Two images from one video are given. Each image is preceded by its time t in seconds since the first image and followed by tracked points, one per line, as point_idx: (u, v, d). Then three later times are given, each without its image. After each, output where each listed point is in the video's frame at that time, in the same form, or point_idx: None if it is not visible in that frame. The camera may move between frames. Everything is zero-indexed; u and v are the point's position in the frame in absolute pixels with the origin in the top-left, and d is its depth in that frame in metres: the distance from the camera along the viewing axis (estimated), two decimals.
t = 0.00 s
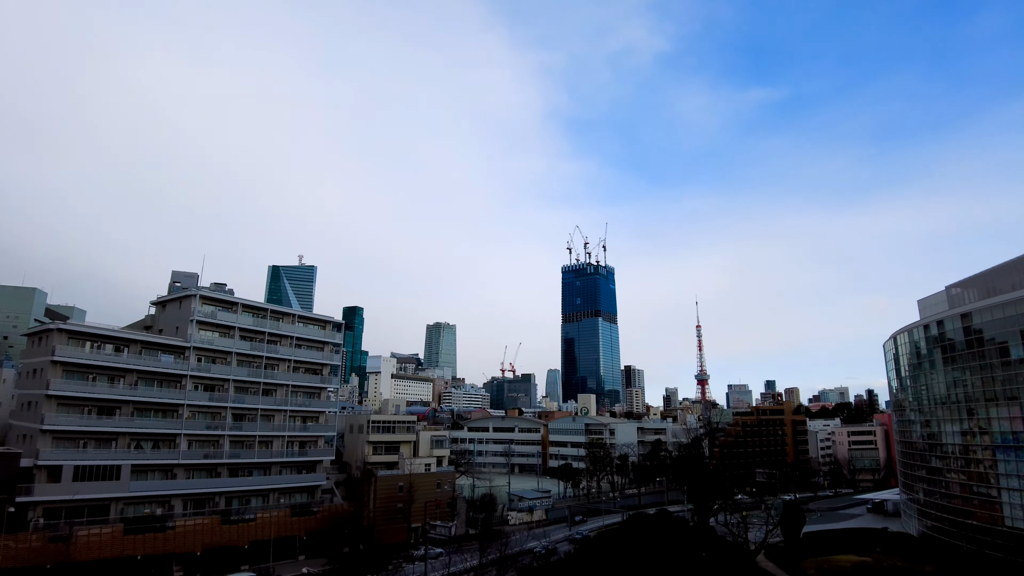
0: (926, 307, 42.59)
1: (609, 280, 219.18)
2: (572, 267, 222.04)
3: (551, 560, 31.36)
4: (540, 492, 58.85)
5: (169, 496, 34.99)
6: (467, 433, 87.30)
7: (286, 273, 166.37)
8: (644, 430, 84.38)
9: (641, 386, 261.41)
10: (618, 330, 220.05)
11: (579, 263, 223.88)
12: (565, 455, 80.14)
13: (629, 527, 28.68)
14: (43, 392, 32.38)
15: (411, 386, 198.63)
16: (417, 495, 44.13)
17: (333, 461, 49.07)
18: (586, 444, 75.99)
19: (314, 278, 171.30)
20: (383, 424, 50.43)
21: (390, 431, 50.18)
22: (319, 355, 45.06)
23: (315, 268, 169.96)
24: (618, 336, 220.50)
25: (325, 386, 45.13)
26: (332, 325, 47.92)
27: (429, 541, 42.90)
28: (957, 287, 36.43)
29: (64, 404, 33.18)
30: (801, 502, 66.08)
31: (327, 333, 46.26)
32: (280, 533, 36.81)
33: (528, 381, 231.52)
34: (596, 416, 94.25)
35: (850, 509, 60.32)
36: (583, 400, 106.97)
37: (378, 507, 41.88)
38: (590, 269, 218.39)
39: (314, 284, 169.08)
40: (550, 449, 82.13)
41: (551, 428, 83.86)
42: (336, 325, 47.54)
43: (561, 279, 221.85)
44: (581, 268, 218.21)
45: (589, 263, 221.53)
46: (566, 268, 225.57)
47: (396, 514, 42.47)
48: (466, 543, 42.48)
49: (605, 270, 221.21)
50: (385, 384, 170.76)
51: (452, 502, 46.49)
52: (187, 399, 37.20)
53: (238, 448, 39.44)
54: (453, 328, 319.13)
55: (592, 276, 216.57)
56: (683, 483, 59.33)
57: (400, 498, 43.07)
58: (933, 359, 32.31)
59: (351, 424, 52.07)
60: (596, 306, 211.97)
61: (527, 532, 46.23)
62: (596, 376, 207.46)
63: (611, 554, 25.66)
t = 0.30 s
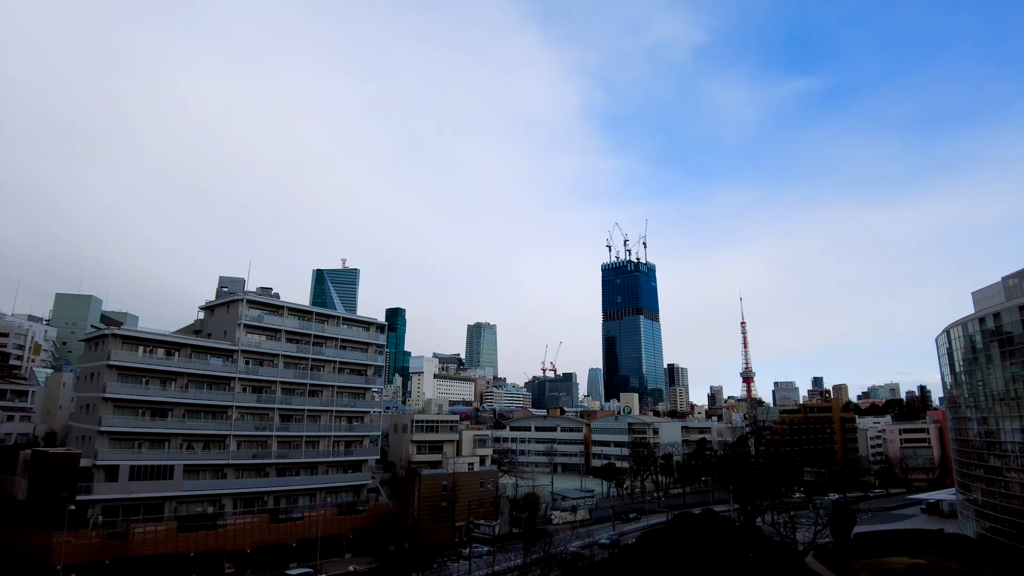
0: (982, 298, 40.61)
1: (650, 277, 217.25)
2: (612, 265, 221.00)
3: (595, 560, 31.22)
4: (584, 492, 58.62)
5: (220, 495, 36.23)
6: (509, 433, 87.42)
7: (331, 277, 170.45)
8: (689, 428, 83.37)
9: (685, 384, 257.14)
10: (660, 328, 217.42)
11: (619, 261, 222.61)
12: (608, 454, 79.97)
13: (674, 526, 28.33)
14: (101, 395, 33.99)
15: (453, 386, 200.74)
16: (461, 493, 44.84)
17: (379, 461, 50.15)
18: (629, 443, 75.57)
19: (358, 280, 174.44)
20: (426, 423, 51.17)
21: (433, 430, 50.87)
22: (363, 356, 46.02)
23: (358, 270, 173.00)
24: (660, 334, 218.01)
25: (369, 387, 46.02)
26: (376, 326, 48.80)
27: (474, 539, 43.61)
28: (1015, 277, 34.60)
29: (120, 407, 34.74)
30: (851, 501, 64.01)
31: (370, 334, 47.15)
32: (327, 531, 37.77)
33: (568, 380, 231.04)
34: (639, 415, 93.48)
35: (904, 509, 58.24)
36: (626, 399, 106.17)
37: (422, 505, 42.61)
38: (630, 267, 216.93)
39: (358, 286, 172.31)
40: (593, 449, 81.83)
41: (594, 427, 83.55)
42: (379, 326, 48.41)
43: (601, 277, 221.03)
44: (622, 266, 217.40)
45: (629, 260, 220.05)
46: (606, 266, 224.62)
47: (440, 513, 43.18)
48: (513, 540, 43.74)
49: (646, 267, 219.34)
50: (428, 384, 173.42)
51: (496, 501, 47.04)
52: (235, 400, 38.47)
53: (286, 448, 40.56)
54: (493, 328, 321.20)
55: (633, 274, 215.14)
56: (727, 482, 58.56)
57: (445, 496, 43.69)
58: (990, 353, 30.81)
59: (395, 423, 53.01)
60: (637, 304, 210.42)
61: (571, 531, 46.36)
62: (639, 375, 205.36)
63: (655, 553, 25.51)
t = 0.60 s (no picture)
0: None
1: (688, 274, 214.50)
2: (650, 262, 219.21)
3: (635, 560, 31.14)
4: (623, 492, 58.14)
5: (265, 494, 37.42)
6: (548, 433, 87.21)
7: (370, 279, 173.46)
8: (730, 427, 82.07)
9: (726, 383, 252.32)
10: (699, 326, 214.23)
11: (657, 258, 220.66)
12: (648, 454, 79.35)
13: (715, 526, 28.14)
14: (150, 397, 35.48)
15: (491, 386, 202.12)
16: (501, 493, 45.33)
17: (419, 460, 50.99)
18: (669, 442, 74.95)
19: (397, 282, 176.77)
20: (465, 423, 51.77)
21: (472, 430, 51.41)
22: (402, 356, 46.86)
23: (397, 272, 175.28)
24: (699, 332, 214.89)
25: (409, 387, 46.85)
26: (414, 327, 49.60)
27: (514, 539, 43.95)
28: None
29: (168, 408, 36.21)
30: (899, 502, 62.03)
31: (409, 334, 47.95)
32: (369, 530, 38.64)
33: (607, 379, 229.89)
34: (680, 413, 92.53)
35: (957, 510, 56.19)
36: (666, 398, 105.11)
37: (462, 504, 43.18)
38: (668, 264, 214.72)
39: (396, 288, 174.70)
40: (633, 449, 81.25)
41: (634, 426, 82.84)
42: (417, 327, 49.20)
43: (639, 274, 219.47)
44: (659, 263, 215.48)
45: (667, 257, 217.84)
46: (644, 264, 222.83)
47: (480, 512, 43.70)
48: (554, 539, 43.75)
49: (684, 264, 216.65)
50: (467, 384, 175.49)
51: (535, 501, 47.41)
52: (278, 401, 39.68)
53: (328, 448, 41.63)
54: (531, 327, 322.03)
55: (671, 271, 212.90)
56: (770, 482, 57.58)
57: (484, 495, 44.22)
58: None
59: (435, 422, 53.72)
60: (676, 301, 208.18)
61: (611, 531, 46.32)
62: (679, 373, 202.80)
63: (695, 552, 25.46)
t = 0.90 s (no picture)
0: None
1: (721, 271, 211.53)
2: (682, 259, 217.04)
3: (670, 561, 30.90)
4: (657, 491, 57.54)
5: (300, 494, 38.23)
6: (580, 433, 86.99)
7: (402, 280, 175.43)
8: (766, 426, 80.67)
9: (761, 381, 247.49)
10: (733, 323, 210.91)
11: (689, 256, 218.30)
12: (683, 453, 78.38)
13: (751, 526, 27.81)
14: (189, 399, 36.54)
15: (523, 385, 202.37)
16: (534, 492, 45.51)
17: (452, 459, 51.48)
18: (704, 442, 74.10)
19: (428, 283, 178.43)
20: (497, 422, 52.06)
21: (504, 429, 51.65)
22: (434, 356, 47.40)
23: (427, 273, 177.00)
24: (734, 329, 211.68)
25: (441, 387, 47.36)
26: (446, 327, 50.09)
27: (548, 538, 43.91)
28: None
29: (206, 409, 37.25)
30: (943, 502, 60.18)
31: (440, 335, 48.46)
32: (403, 529, 39.17)
33: (639, 378, 228.08)
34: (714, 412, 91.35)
35: (1005, 510, 54.26)
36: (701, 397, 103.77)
37: (496, 504, 43.45)
38: (701, 261, 212.20)
39: (427, 289, 176.41)
40: (667, 448, 80.45)
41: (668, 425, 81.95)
42: (449, 327, 49.69)
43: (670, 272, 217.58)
44: (691, 260, 213.22)
45: (699, 255, 215.32)
46: (675, 261, 220.73)
47: (513, 511, 43.93)
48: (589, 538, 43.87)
49: (717, 260, 213.77)
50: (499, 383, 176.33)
51: (568, 500, 47.49)
52: (314, 402, 40.53)
53: (363, 447, 42.35)
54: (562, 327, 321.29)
55: (703, 268, 210.35)
56: (807, 481, 56.49)
57: (517, 495, 44.47)
58: None
59: (467, 422, 54.10)
60: (709, 298, 205.59)
61: (646, 531, 46.05)
62: (713, 372, 199.83)
63: (729, 552, 25.23)
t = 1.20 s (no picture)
0: None
1: (749, 268, 209.56)
2: (708, 257, 215.49)
3: (699, 560, 31.74)
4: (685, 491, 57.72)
5: (328, 493, 39.85)
6: (607, 432, 87.52)
7: (427, 281, 177.69)
8: (794, 425, 80.27)
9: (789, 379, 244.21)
10: (761, 321, 208.69)
11: (716, 253, 216.66)
12: (710, 453, 78.53)
13: (781, 527, 28.39)
14: (219, 400, 38.34)
15: (549, 384, 203.02)
16: (560, 492, 46.55)
17: (478, 459, 52.81)
18: (732, 442, 74.09)
19: (453, 283, 180.40)
20: (523, 422, 53.18)
21: (530, 428, 52.71)
22: (459, 356, 48.72)
23: (452, 274, 179.01)
24: (762, 327, 209.59)
25: (467, 387, 48.67)
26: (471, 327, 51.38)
27: (575, 537, 44.94)
28: None
29: (236, 410, 39.00)
30: (977, 502, 59.38)
31: (465, 335, 49.73)
32: (432, 528, 40.52)
33: (666, 377, 226.68)
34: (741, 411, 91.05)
35: None
36: (727, 396, 103.22)
37: (522, 503, 44.54)
38: (728, 258, 210.55)
39: (453, 289, 178.45)
40: (694, 447, 80.60)
41: (695, 425, 81.99)
42: (474, 327, 50.98)
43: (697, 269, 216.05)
44: (718, 257, 211.73)
45: (726, 252, 213.51)
46: (702, 259, 219.21)
47: (540, 511, 45.02)
48: (616, 539, 44.60)
49: (744, 257, 211.85)
50: (525, 383, 177.68)
51: (595, 500, 48.42)
52: (341, 402, 42.14)
53: (390, 447, 43.85)
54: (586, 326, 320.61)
55: (731, 266, 208.67)
56: (837, 481, 56.35)
57: (544, 494, 45.51)
58: None
59: (493, 422, 55.27)
60: (737, 296, 203.81)
61: (673, 531, 46.67)
62: (741, 370, 197.89)
63: (760, 552, 25.86)
